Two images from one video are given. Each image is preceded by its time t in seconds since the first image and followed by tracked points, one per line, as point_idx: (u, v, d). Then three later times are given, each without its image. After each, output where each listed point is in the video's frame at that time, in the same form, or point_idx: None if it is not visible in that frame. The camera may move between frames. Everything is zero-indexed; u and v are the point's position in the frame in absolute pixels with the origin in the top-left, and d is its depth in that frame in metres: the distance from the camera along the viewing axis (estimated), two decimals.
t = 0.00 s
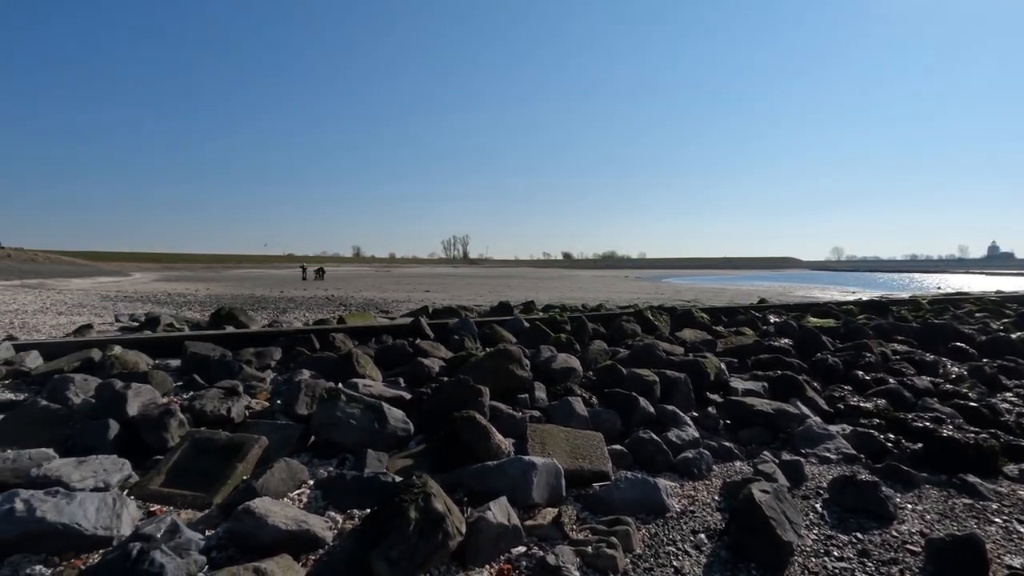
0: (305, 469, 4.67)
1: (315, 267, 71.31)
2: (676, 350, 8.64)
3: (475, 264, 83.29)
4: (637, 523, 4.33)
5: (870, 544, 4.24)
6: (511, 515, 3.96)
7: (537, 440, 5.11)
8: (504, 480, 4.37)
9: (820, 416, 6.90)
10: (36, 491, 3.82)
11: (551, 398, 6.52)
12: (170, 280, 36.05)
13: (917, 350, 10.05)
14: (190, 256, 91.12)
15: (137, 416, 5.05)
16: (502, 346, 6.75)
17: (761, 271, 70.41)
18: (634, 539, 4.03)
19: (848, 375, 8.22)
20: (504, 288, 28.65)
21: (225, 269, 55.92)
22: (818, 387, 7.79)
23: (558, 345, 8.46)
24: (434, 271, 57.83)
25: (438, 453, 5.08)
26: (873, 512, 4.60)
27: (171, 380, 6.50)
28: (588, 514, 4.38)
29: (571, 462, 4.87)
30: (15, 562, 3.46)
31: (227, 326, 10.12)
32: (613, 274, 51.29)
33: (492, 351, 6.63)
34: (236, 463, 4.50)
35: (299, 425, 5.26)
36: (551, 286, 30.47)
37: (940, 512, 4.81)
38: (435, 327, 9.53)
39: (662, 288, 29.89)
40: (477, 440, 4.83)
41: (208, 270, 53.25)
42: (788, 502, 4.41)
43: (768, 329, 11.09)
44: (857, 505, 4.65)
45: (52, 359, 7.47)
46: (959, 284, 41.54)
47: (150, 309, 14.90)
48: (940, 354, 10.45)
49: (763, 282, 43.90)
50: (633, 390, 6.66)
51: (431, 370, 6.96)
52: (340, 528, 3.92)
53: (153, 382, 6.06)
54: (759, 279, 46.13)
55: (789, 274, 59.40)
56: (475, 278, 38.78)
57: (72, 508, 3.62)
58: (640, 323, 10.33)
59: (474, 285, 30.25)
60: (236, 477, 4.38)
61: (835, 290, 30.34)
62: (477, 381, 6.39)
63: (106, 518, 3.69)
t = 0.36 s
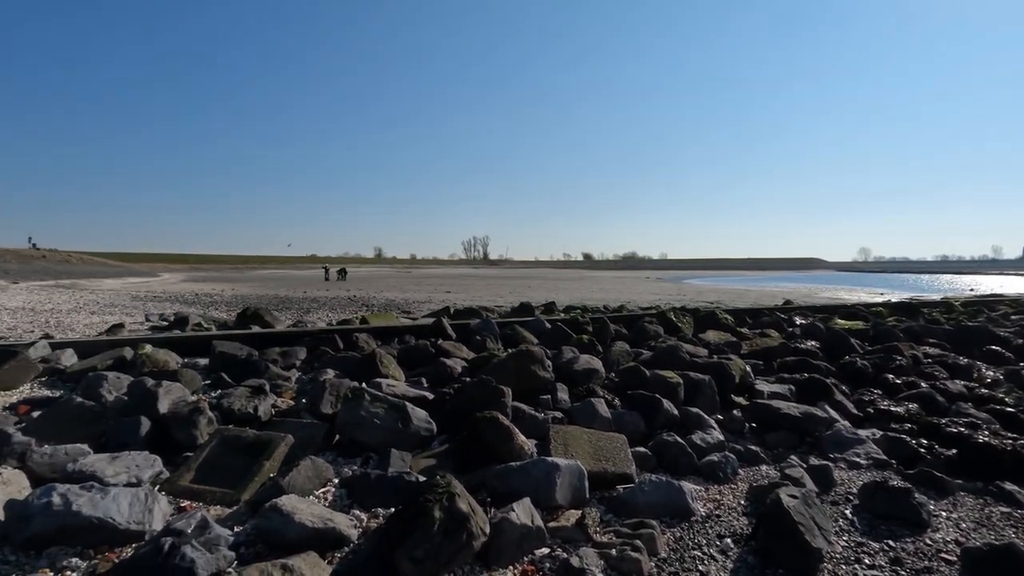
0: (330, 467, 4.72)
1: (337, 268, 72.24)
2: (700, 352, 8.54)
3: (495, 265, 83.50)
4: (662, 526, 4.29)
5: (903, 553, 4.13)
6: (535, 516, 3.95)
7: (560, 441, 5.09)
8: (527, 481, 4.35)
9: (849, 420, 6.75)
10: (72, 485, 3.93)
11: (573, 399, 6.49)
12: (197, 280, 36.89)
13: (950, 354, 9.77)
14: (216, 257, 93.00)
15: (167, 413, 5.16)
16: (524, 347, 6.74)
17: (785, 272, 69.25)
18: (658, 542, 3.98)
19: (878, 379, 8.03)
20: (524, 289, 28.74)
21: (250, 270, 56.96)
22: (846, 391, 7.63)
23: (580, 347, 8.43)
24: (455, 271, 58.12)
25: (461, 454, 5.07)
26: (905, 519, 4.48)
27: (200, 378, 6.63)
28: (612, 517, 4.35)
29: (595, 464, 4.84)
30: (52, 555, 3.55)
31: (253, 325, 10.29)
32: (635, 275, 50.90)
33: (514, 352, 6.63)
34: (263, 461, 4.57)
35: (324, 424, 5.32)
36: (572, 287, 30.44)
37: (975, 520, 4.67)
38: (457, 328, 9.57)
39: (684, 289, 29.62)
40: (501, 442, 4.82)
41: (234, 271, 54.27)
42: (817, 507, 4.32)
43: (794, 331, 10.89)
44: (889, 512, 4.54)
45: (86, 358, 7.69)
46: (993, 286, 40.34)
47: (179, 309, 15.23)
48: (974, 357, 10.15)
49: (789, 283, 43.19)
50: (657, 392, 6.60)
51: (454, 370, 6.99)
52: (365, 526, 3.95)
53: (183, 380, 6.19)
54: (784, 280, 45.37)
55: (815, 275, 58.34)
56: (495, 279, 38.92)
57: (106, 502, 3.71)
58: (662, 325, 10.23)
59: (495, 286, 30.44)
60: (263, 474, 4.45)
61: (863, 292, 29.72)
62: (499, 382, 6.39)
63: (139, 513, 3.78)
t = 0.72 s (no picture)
0: (358, 466, 4.78)
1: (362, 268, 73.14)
2: (727, 354, 8.41)
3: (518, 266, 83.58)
4: (690, 530, 4.23)
5: (941, 562, 4.01)
6: (561, 517, 3.93)
7: (585, 443, 5.06)
8: (553, 482, 4.34)
9: (882, 424, 6.58)
10: (110, 480, 4.04)
11: (598, 401, 6.45)
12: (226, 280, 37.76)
13: (989, 357, 9.45)
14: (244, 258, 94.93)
15: (199, 411, 5.28)
16: (549, 347, 6.72)
17: (814, 273, 67.82)
18: (686, 546, 3.93)
19: (913, 382, 7.81)
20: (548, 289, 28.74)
21: (277, 271, 58.02)
22: (879, 395, 7.44)
23: (605, 348, 8.38)
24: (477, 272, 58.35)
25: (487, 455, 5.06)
26: (943, 527, 4.35)
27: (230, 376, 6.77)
28: (639, 520, 4.31)
29: (621, 466, 4.80)
30: (92, 547, 3.65)
31: (281, 325, 10.47)
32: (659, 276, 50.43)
33: (538, 353, 6.61)
34: (292, 458, 4.64)
35: (351, 422, 5.38)
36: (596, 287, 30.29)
37: (1018, 530, 4.50)
38: (481, 328, 9.59)
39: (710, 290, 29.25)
40: (527, 442, 4.81)
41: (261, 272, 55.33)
42: (850, 514, 4.22)
43: (824, 333, 10.66)
44: (926, 519, 4.41)
45: (122, 356, 7.91)
46: None
47: (210, 309, 15.59)
48: (1015, 361, 9.80)
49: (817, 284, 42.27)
50: (683, 394, 6.52)
51: (478, 370, 7.00)
52: (392, 525, 3.99)
53: (214, 379, 6.33)
54: (812, 281, 44.43)
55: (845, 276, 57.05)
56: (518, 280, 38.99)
57: (143, 497, 3.81)
58: (688, 326, 10.11)
59: (518, 287, 30.47)
60: (292, 472, 4.52)
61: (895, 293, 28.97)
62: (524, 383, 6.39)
63: (173, 508, 3.87)
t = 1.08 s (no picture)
0: (387, 464, 4.83)
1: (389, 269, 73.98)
2: (757, 355, 8.26)
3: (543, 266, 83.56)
4: (721, 535, 4.17)
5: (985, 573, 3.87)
6: (590, 519, 3.91)
7: (614, 444, 5.02)
8: (581, 483, 4.32)
9: (921, 429, 6.38)
10: (150, 474, 4.16)
11: (626, 402, 6.41)
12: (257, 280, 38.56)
13: None
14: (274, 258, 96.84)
15: (233, 408, 5.40)
16: (576, 348, 6.69)
17: (847, 273, 66.11)
18: (718, 551, 3.87)
19: (954, 387, 7.55)
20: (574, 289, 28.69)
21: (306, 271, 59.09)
22: (918, 399, 7.21)
23: (632, 349, 8.31)
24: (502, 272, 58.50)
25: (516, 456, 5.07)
26: (987, 537, 4.19)
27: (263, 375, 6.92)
28: (668, 523, 4.26)
29: (650, 468, 4.76)
30: (133, 539, 3.76)
31: (311, 325, 10.65)
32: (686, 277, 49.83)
33: (565, 354, 6.59)
34: (323, 456, 4.71)
35: (380, 421, 5.44)
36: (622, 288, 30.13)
37: None
38: (507, 329, 9.61)
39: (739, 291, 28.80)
40: (554, 442, 4.81)
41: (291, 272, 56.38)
42: (889, 521, 4.10)
43: (859, 335, 10.38)
44: (969, 529, 4.26)
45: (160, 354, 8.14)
46: None
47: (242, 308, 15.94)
48: None
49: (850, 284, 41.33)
50: (713, 396, 6.43)
51: (505, 370, 7.02)
52: (421, 523, 4.02)
53: (247, 378, 6.47)
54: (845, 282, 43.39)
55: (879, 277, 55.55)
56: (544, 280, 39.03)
57: (181, 491, 3.92)
58: (718, 327, 9.96)
59: (544, 287, 30.52)
60: (323, 469, 4.59)
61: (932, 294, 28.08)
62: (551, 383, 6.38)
63: (210, 503, 3.97)
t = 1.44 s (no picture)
0: (413, 463, 4.86)
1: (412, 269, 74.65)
2: (786, 357, 8.11)
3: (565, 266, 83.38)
4: (750, 539, 4.10)
5: None
6: (616, 521, 3.88)
7: (640, 446, 4.97)
8: (607, 484, 4.29)
9: (959, 435, 6.19)
10: (184, 470, 4.26)
11: (652, 404, 6.35)
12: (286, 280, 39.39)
13: None
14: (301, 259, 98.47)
15: (263, 406, 5.50)
16: (601, 348, 6.66)
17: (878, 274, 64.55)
18: (747, 556, 3.81)
19: (993, 391, 7.30)
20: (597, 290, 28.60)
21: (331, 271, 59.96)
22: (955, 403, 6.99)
23: (658, 350, 8.23)
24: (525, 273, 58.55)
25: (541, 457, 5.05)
26: None
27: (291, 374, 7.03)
28: (696, 527, 4.21)
29: (677, 470, 4.70)
30: (168, 533, 3.86)
31: (337, 325, 10.79)
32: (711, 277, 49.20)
33: (590, 355, 6.56)
34: (350, 454, 4.76)
35: (406, 421, 5.48)
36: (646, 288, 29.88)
37: None
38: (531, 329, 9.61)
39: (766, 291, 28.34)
40: (580, 443, 4.79)
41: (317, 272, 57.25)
42: (926, 528, 3.99)
43: (892, 337, 10.12)
44: (1010, 538, 4.12)
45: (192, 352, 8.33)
46: None
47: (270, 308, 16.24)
48: None
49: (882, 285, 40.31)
50: (741, 398, 6.33)
51: (530, 371, 7.01)
52: (447, 522, 4.04)
53: (276, 376, 6.59)
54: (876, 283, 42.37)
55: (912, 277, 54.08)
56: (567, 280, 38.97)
57: (213, 487, 4.00)
58: (745, 328, 9.81)
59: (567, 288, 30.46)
60: (350, 467, 4.65)
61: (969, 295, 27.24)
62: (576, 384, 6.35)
63: (242, 499, 4.05)
